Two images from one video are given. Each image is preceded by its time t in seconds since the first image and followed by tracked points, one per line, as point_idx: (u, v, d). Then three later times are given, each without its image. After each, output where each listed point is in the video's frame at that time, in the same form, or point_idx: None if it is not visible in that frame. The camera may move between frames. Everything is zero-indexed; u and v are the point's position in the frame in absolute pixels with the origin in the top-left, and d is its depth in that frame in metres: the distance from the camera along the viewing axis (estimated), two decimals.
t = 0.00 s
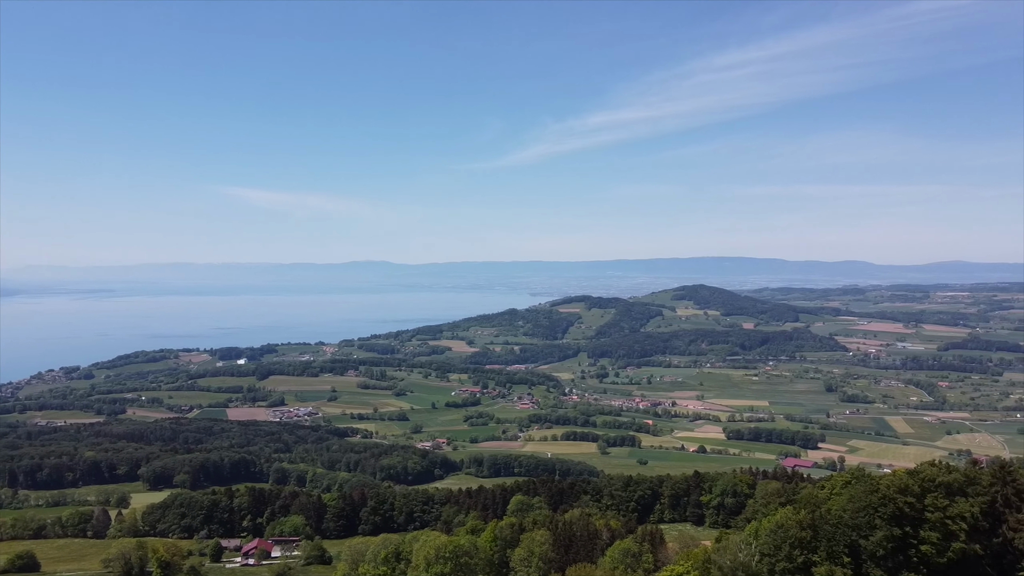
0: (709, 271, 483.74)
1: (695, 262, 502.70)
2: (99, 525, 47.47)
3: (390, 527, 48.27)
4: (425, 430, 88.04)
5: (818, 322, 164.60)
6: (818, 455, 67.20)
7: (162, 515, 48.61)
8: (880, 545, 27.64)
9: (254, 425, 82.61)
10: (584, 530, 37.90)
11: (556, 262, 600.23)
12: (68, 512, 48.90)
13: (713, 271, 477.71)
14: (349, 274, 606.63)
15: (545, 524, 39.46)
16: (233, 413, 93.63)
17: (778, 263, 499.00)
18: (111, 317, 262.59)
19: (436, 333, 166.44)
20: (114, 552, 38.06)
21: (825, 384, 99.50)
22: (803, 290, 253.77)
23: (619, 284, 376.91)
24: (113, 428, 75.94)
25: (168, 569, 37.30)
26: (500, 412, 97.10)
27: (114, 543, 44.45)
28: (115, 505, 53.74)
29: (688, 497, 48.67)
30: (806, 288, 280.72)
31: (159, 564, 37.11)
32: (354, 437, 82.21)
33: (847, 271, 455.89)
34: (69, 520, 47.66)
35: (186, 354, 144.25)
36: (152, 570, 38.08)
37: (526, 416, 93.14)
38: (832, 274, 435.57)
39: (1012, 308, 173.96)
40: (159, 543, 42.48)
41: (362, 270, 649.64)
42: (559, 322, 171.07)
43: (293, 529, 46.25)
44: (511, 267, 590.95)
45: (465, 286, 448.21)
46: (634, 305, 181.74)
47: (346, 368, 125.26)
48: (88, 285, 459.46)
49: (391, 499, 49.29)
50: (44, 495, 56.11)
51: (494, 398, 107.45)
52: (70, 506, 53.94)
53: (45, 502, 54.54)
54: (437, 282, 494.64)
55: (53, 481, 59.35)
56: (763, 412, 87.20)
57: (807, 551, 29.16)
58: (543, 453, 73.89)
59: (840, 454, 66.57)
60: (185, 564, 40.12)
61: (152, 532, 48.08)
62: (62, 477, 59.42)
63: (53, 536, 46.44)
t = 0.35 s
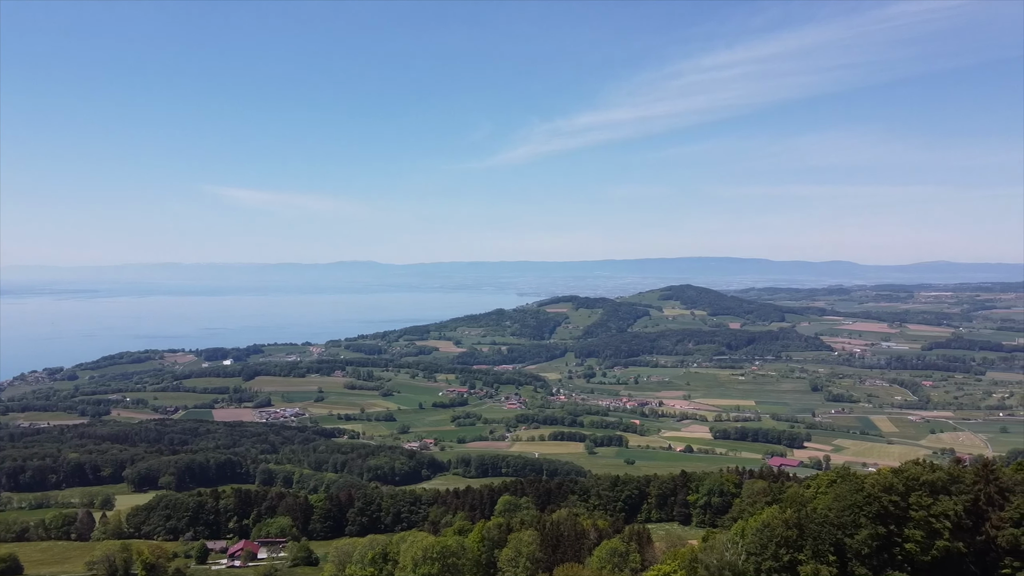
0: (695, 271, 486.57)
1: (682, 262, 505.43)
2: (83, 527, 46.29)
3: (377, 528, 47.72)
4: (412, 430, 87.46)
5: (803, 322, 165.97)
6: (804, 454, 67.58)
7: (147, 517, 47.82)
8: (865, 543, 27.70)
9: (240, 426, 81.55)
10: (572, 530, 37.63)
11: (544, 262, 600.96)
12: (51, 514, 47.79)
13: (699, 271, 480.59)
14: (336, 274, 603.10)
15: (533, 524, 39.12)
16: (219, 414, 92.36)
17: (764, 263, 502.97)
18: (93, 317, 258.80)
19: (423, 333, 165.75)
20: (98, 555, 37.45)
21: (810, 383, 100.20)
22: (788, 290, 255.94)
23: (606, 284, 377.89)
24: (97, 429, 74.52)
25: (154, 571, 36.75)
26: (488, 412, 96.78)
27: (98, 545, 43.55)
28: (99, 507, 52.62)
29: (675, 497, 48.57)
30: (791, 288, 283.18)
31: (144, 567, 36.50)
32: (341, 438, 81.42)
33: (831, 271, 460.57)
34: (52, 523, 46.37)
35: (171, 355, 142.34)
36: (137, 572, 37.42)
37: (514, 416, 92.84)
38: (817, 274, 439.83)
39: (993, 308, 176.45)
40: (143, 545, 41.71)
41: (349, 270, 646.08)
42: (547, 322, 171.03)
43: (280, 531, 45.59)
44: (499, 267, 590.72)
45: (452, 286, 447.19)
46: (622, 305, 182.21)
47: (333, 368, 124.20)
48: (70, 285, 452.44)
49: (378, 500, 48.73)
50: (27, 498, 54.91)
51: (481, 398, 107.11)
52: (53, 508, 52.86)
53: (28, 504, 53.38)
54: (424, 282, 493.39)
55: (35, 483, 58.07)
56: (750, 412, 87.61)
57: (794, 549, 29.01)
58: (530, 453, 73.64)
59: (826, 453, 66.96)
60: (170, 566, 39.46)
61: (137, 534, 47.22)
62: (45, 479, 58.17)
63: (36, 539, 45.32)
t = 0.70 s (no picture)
0: (682, 271, 489.14)
1: (669, 262, 507.96)
2: (66, 529, 45.28)
3: (365, 529, 47.20)
4: (399, 430, 86.88)
5: (789, 322, 167.30)
6: (790, 454, 68.00)
7: (132, 519, 46.95)
8: (850, 542, 27.76)
9: (226, 427, 80.52)
10: (559, 530, 37.40)
11: (532, 262, 601.28)
12: (34, 517, 46.77)
13: (686, 271, 483.29)
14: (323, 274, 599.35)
15: (520, 524, 38.83)
16: (204, 415, 91.17)
17: (750, 263, 506.86)
18: (75, 318, 254.69)
19: (410, 333, 165.05)
20: (82, 557, 36.64)
21: (797, 382, 100.87)
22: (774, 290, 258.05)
23: (593, 284, 378.96)
24: (81, 430, 73.13)
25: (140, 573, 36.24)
26: (475, 412, 96.52)
27: (83, 547, 42.62)
28: (83, 509, 51.65)
29: (662, 496, 48.52)
30: (777, 288, 285.73)
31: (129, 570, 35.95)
32: (328, 438, 80.63)
33: (816, 271, 465.08)
34: (35, 525, 45.41)
35: (156, 356, 140.38)
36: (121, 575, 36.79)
37: (501, 416, 92.59)
38: (802, 274, 443.99)
39: (975, 308, 178.86)
40: (128, 547, 40.89)
41: (336, 270, 642.19)
42: (534, 322, 170.94)
43: (267, 532, 44.92)
44: (487, 267, 590.03)
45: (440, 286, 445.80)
46: (609, 305, 182.65)
47: (320, 368, 123.14)
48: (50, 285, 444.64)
49: (365, 501, 48.27)
50: (9, 500, 53.73)
51: (469, 398, 106.80)
52: (36, 511, 51.75)
53: (10, 507, 52.18)
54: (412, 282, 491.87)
55: (18, 486, 56.80)
56: (736, 411, 88.06)
57: (780, 548, 29.01)
58: (518, 453, 73.42)
59: (811, 452, 67.41)
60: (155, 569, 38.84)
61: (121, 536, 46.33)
62: (27, 481, 56.92)
63: (18, 542, 44.31)
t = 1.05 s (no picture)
0: (668, 271, 491.40)
1: (655, 262, 510.34)
2: (49, 532, 44.18)
3: (351, 530, 46.60)
4: (385, 431, 86.23)
5: (774, 322, 168.61)
6: (774, 453, 68.37)
7: (115, 521, 45.93)
8: (834, 540, 27.76)
9: (210, 427, 79.38)
10: (545, 530, 37.10)
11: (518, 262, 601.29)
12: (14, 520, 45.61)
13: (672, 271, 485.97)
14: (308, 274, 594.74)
15: (507, 524, 38.51)
16: (188, 415, 89.89)
17: (735, 263, 510.60)
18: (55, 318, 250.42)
19: (397, 333, 164.13)
20: (64, 559, 35.78)
21: (782, 382, 101.52)
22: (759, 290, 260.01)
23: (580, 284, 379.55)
24: (62, 432, 71.69)
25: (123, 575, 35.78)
26: (461, 412, 96.09)
27: (65, 549, 41.59)
28: (66, 512, 50.53)
29: (648, 495, 48.44)
30: (762, 288, 287.89)
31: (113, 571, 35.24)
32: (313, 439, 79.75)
33: (800, 271, 469.63)
34: (17, 527, 44.27)
35: (140, 356, 138.33)
36: None
37: (487, 416, 92.25)
38: (786, 274, 447.99)
39: (957, 308, 181.13)
40: (111, 550, 40.06)
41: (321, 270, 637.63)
42: (521, 322, 170.71)
43: (251, 533, 44.23)
44: (473, 267, 589.01)
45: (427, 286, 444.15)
46: (595, 305, 183.01)
47: (306, 368, 121.96)
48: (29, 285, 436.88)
49: (351, 501, 47.75)
50: None
51: (455, 398, 106.32)
52: (18, 513, 50.58)
53: None
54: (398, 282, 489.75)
55: None
56: (722, 411, 88.42)
57: (765, 546, 28.93)
58: (504, 453, 73.13)
59: (795, 451, 67.85)
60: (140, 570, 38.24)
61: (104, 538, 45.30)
62: (8, 484, 55.64)
63: None
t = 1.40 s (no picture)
0: (652, 271, 493.80)
1: (639, 262, 512.72)
2: (28, 534, 42.98)
3: (335, 530, 45.97)
4: (370, 431, 85.44)
5: (758, 321, 169.75)
6: (758, 451, 68.72)
7: (96, 523, 44.81)
8: (817, 537, 27.76)
9: (193, 428, 78.04)
10: (530, 529, 36.84)
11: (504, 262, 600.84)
12: None
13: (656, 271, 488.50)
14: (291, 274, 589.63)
15: (492, 523, 38.16)
16: (171, 416, 88.44)
17: (719, 263, 514.56)
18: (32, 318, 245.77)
19: (381, 334, 163.09)
20: (44, 563, 34.94)
21: (766, 381, 102.23)
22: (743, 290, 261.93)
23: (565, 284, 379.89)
24: (42, 434, 70.10)
25: None
26: (446, 412, 95.59)
27: (45, 552, 40.47)
28: (46, 514, 49.32)
29: (633, 495, 48.41)
30: (746, 288, 290.13)
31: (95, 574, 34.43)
32: (297, 440, 78.75)
33: (783, 271, 474.27)
34: None
35: (122, 357, 136.10)
36: None
37: (472, 416, 91.81)
38: (769, 274, 452.30)
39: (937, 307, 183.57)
40: (92, 553, 39.15)
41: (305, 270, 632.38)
42: (506, 322, 170.45)
43: (235, 534, 43.35)
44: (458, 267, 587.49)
45: (412, 286, 442.17)
46: (580, 305, 183.30)
47: (290, 369, 120.64)
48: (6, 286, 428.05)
49: (336, 502, 47.20)
50: None
51: (440, 398, 105.78)
52: None
53: None
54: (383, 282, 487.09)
55: None
56: (706, 410, 88.78)
57: (748, 544, 28.75)
58: (489, 453, 72.81)
59: (779, 449, 68.28)
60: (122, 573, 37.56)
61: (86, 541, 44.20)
62: None
63: None
